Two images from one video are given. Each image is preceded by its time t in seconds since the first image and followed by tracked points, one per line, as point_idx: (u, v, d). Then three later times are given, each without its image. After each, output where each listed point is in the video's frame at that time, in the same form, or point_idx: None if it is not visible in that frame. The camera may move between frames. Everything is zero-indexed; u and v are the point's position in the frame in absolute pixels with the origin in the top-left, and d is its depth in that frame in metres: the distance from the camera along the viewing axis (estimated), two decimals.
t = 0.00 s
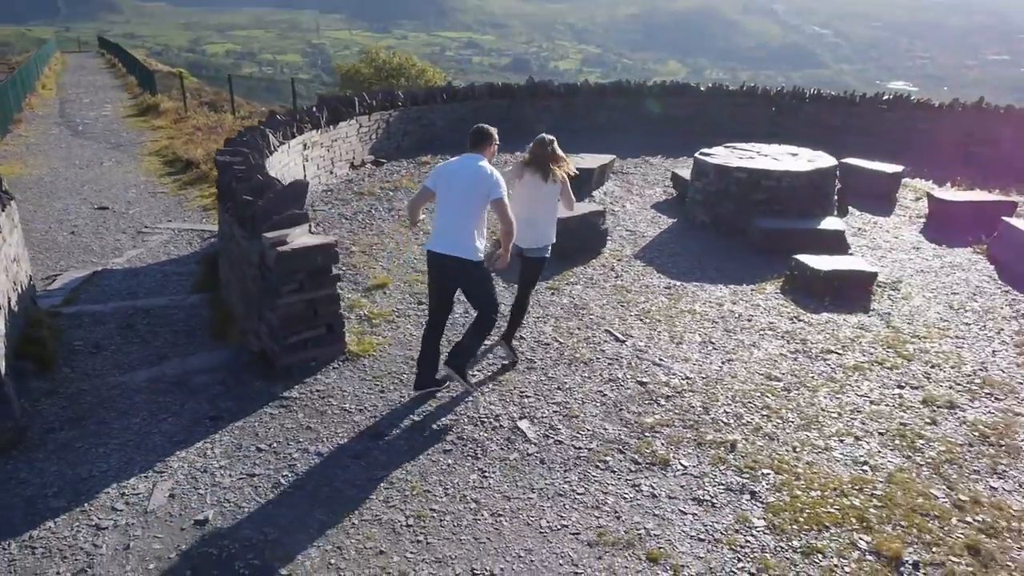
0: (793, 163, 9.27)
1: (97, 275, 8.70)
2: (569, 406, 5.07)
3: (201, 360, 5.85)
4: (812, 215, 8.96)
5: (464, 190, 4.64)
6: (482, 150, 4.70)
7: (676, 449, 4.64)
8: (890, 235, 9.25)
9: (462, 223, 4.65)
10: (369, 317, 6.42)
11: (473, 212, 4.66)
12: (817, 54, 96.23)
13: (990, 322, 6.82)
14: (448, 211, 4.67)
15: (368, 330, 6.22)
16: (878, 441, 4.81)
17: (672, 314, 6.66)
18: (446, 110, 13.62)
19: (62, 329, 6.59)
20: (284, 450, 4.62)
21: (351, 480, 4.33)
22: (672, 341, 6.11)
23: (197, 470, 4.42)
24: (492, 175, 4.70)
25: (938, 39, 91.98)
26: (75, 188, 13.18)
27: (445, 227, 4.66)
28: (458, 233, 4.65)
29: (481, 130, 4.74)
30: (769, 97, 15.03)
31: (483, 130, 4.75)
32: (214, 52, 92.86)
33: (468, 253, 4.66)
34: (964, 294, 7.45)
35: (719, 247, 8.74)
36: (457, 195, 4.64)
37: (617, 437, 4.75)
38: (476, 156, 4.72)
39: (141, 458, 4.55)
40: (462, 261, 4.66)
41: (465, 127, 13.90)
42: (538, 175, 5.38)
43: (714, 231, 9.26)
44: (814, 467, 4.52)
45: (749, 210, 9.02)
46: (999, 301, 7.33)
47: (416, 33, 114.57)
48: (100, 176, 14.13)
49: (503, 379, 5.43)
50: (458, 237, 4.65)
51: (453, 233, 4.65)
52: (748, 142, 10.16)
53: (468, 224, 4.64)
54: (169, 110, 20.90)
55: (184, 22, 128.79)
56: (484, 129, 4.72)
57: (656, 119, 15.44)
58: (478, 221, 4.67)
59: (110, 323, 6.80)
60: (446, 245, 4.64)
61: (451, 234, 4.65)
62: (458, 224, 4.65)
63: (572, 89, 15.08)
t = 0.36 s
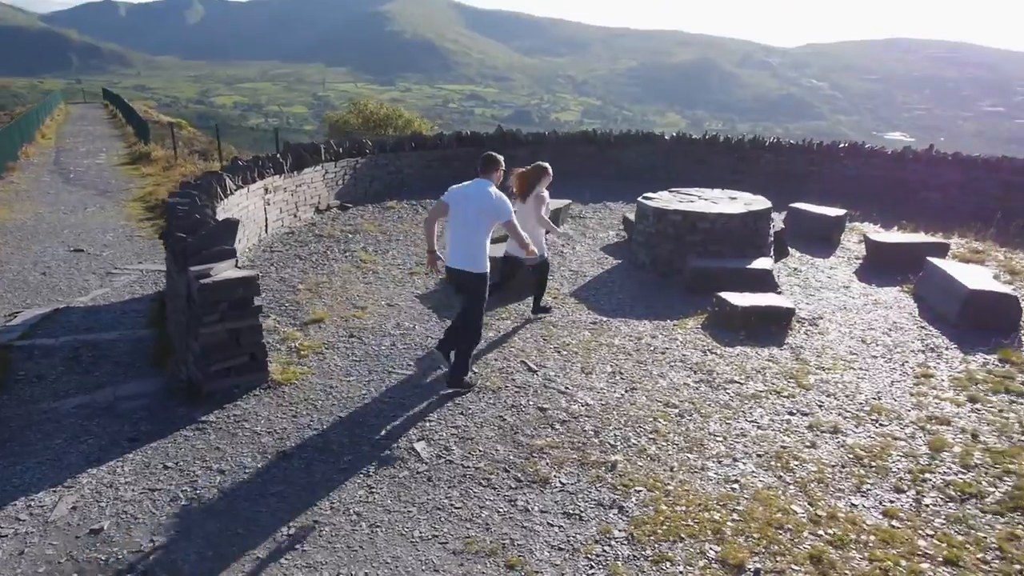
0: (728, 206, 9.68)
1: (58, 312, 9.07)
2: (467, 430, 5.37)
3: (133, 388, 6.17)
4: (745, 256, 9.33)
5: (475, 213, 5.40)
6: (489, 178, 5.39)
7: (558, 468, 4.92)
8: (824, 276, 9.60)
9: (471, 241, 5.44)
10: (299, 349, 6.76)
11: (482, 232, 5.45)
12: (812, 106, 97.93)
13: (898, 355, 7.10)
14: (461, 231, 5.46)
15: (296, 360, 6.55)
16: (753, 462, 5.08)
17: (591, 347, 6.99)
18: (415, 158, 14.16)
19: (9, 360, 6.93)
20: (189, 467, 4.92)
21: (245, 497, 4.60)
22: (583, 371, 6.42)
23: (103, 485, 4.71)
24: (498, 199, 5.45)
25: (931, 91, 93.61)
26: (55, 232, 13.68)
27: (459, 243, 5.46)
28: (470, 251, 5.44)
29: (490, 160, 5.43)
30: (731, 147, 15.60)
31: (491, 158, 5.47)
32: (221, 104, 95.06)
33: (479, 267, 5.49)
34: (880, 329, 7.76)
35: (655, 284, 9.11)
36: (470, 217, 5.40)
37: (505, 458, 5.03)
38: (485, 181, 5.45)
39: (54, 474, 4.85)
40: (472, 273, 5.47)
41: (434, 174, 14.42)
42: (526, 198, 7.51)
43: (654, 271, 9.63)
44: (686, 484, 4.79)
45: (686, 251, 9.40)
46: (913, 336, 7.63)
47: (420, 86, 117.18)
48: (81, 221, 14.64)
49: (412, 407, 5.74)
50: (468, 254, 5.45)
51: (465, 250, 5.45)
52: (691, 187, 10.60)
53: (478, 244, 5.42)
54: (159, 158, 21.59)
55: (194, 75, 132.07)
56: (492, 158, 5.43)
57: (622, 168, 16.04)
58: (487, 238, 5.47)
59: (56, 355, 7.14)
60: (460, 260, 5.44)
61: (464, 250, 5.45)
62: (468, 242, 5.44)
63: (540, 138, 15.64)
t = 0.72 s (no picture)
0: (672, 242, 9.93)
1: (17, 343, 9.33)
2: (373, 455, 5.55)
3: (63, 415, 6.39)
4: (687, 290, 9.54)
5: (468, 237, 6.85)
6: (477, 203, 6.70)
7: (452, 491, 5.08)
8: (766, 310, 9.80)
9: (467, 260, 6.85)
10: (230, 378, 6.96)
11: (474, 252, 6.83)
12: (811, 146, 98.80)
13: (817, 386, 7.27)
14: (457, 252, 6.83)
15: (225, 389, 6.75)
16: (644, 486, 5.23)
17: (516, 377, 7.18)
18: (384, 196, 14.51)
19: None
20: (96, 488, 5.10)
21: (144, 517, 4.78)
22: (502, 400, 6.61)
23: (10, 504, 4.91)
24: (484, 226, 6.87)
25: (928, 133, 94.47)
26: (33, 267, 14.02)
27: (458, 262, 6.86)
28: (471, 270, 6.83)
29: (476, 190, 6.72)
30: (698, 186, 15.96)
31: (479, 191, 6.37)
32: (227, 144, 96.69)
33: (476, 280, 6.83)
34: (806, 361, 7.93)
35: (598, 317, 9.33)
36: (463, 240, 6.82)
37: (403, 480, 5.20)
38: (474, 209, 6.88)
39: None
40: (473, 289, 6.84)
41: (404, 211, 14.76)
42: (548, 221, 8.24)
43: (599, 305, 9.84)
44: (573, 506, 4.94)
45: (629, 285, 9.62)
46: (838, 367, 7.80)
47: (424, 127, 118.88)
48: (60, 256, 14.98)
49: (326, 433, 5.93)
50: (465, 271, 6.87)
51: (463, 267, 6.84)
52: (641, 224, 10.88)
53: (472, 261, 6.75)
54: (148, 197, 22.08)
55: (202, 116, 134.49)
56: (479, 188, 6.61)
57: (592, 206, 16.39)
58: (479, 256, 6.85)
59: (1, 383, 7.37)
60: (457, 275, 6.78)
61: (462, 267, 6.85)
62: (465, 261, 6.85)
63: (511, 177, 16.01)
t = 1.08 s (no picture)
0: (623, 274, 10.13)
1: None
2: (283, 482, 5.66)
3: None
4: (635, 323, 9.70)
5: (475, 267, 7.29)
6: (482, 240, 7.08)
7: (350, 516, 5.19)
8: (715, 343, 9.90)
9: (471, 287, 7.33)
10: (165, 406, 7.12)
11: (478, 280, 7.31)
12: (816, 182, 99.19)
13: (744, 418, 7.37)
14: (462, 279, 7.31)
15: (157, 417, 6.90)
16: (542, 513, 5.32)
17: (446, 408, 7.31)
18: (358, 232, 14.78)
19: None
20: (7, 512, 5.23)
21: (44, 539, 4.91)
22: (425, 429, 6.73)
23: None
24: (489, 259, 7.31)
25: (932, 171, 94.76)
26: (11, 299, 14.30)
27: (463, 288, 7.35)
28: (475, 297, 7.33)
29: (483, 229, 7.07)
30: (669, 223, 16.34)
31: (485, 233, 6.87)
32: (237, 181, 98.18)
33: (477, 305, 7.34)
34: (741, 394, 8.02)
35: (544, 348, 9.42)
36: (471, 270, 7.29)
37: (306, 506, 5.31)
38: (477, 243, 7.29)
39: None
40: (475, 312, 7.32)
41: (378, 247, 15.03)
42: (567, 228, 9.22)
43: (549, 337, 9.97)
44: (465, 532, 5.03)
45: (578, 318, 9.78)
46: (771, 401, 7.89)
47: (431, 164, 120.30)
48: (41, 289, 15.28)
49: (244, 460, 6.06)
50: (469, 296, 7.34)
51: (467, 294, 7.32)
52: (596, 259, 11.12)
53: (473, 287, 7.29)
54: (140, 232, 22.50)
55: (214, 153, 136.71)
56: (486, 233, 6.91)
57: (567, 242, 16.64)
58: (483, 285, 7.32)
59: None
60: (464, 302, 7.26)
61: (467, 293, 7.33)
62: (470, 287, 7.34)
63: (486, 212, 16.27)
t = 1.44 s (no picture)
0: (576, 309, 10.25)
1: None
2: (193, 510, 5.72)
3: None
4: (585, 357, 9.79)
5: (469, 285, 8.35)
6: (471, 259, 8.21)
7: (251, 545, 5.24)
8: (666, 377, 9.93)
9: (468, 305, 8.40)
10: (100, 437, 7.22)
11: (473, 299, 8.38)
12: (820, 218, 99.35)
13: (675, 451, 7.39)
14: (458, 301, 8.34)
15: (89, 447, 6.99)
16: (443, 544, 5.35)
17: (378, 439, 7.37)
18: (331, 265, 14.95)
19: None
20: None
21: None
22: (351, 460, 6.79)
23: None
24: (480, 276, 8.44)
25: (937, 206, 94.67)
26: None
27: (460, 308, 8.38)
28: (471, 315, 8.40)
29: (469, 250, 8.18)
30: (643, 257, 16.50)
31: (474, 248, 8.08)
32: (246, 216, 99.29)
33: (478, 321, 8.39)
34: (677, 427, 8.04)
35: (492, 381, 9.50)
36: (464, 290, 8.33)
37: (210, 534, 5.37)
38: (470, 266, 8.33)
39: None
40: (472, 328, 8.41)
41: (352, 280, 15.21)
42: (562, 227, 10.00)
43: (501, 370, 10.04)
44: (361, 562, 5.07)
45: (529, 351, 9.88)
46: (707, 434, 7.90)
47: (437, 199, 121.23)
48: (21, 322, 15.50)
49: (162, 488, 6.13)
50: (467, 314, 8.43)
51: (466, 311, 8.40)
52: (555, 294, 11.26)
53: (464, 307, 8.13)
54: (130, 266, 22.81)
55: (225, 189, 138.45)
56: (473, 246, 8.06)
57: (543, 276, 16.79)
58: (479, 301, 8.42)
59: None
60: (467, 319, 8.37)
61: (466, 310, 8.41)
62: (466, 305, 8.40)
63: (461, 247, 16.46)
